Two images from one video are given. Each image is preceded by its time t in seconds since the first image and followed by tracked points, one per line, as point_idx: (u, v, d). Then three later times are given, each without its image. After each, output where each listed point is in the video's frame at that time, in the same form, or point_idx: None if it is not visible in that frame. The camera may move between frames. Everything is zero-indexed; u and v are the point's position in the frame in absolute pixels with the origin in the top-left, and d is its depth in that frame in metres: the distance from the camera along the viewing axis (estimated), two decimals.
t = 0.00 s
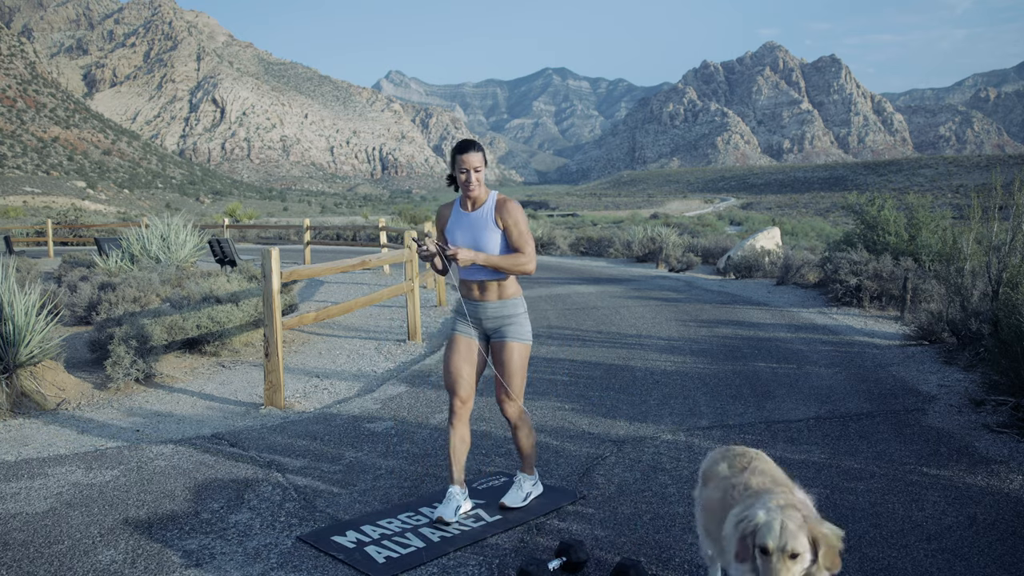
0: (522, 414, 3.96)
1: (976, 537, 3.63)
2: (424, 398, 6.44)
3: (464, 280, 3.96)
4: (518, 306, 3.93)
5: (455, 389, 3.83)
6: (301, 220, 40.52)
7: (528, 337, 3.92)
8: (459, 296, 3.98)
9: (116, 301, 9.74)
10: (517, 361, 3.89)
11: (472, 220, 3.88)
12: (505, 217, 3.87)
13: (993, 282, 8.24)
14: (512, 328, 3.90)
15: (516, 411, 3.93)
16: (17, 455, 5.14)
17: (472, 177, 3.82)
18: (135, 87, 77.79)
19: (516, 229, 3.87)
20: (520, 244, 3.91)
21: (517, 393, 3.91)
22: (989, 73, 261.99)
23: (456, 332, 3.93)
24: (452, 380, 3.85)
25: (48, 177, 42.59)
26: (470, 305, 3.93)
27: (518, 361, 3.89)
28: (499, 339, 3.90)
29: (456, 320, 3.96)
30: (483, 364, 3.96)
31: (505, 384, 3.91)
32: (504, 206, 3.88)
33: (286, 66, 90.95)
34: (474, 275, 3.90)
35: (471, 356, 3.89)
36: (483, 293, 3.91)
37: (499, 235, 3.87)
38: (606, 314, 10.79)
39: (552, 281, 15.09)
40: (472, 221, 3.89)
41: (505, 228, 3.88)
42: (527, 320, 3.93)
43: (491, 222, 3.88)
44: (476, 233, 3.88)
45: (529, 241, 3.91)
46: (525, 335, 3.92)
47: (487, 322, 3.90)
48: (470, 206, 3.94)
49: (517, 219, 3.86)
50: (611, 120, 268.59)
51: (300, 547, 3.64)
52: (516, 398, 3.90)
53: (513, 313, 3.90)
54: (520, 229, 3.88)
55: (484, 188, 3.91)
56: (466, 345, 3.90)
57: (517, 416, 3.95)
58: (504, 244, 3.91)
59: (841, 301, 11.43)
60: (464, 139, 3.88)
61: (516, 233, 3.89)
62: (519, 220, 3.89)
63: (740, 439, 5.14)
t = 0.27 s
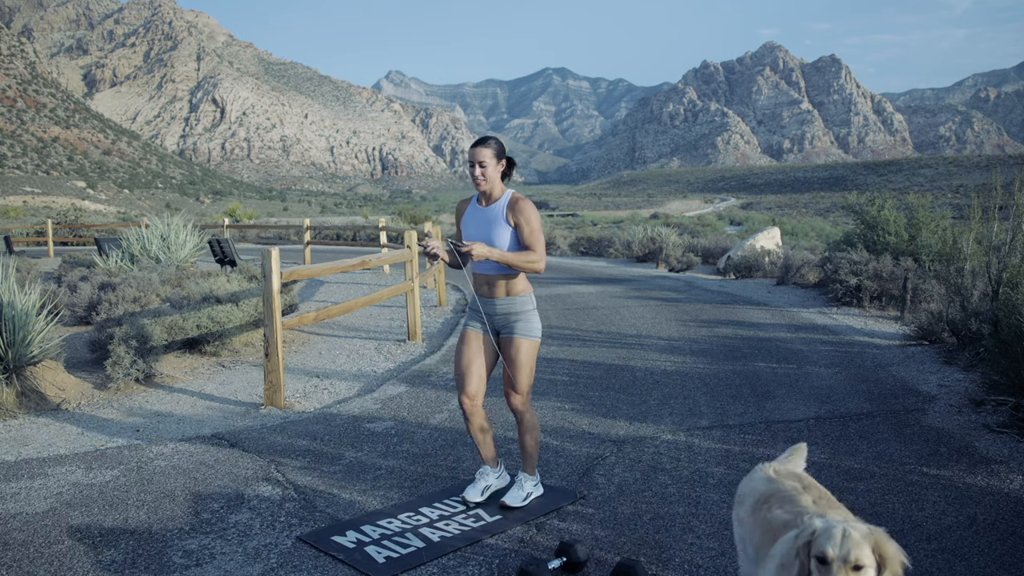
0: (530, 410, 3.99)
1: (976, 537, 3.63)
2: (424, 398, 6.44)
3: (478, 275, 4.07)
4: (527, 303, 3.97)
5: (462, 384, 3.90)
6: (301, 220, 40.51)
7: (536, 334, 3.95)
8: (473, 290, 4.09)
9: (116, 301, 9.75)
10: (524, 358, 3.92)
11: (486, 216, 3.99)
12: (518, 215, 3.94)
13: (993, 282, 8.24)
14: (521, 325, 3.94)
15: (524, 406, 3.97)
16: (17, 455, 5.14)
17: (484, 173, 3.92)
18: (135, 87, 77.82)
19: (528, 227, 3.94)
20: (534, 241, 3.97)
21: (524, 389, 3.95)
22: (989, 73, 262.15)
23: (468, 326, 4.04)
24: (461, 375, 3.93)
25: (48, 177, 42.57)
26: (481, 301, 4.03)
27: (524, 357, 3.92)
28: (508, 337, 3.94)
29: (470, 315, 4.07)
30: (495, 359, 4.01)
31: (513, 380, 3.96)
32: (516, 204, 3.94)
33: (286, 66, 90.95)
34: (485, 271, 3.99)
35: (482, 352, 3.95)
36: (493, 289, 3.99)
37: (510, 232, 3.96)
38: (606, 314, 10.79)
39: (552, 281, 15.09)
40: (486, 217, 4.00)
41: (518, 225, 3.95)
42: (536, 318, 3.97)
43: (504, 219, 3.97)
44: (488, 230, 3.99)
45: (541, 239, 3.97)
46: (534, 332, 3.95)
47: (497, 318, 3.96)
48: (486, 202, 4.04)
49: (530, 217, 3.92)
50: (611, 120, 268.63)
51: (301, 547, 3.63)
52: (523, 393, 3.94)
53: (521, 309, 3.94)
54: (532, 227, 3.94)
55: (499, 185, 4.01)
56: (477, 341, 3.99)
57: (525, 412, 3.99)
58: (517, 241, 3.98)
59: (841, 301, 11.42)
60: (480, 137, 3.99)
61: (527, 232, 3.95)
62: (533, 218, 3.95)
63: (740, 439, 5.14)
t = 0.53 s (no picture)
0: (528, 410, 3.99)
1: (977, 536, 3.63)
2: (424, 398, 6.44)
3: (476, 273, 4.07)
4: (522, 302, 3.94)
5: (473, 381, 4.07)
6: (301, 220, 40.52)
7: (532, 333, 3.95)
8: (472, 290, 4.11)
9: (116, 301, 9.74)
10: (520, 357, 3.92)
11: (484, 214, 4.00)
12: (517, 213, 3.95)
13: (993, 282, 8.24)
14: (517, 324, 3.94)
15: (521, 406, 3.97)
16: (17, 455, 5.14)
17: (480, 170, 3.96)
18: (135, 87, 77.91)
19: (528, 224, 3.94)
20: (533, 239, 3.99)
21: (520, 389, 3.95)
22: (989, 73, 262.38)
23: (467, 327, 4.07)
24: (471, 374, 4.09)
25: (48, 178, 42.57)
26: (478, 300, 4.03)
27: (520, 357, 3.92)
28: (504, 336, 3.94)
29: (468, 314, 4.10)
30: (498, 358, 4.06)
31: (510, 380, 3.96)
32: (516, 201, 3.95)
33: (286, 66, 90.98)
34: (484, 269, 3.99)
35: (484, 351, 4.03)
36: (491, 287, 3.99)
37: (510, 229, 3.96)
38: (606, 314, 10.80)
39: (552, 281, 15.10)
40: (484, 214, 4.01)
41: (517, 223, 3.96)
42: (533, 318, 3.96)
43: (505, 217, 3.97)
44: (486, 227, 3.99)
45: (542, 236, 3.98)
46: (531, 332, 3.95)
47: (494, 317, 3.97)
48: (485, 200, 4.06)
49: (529, 214, 3.93)
50: (611, 120, 268.57)
51: (301, 546, 3.64)
52: (519, 392, 3.93)
53: (516, 308, 3.93)
54: (532, 224, 3.95)
55: (498, 183, 4.03)
56: (477, 340, 4.05)
57: (523, 411, 4.00)
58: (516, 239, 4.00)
59: (841, 301, 11.42)
60: (479, 136, 4.04)
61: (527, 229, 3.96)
62: (532, 216, 3.96)
63: (740, 439, 5.14)
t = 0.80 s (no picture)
0: (527, 409, 4.02)
1: (977, 536, 3.63)
2: (424, 398, 6.44)
3: (472, 271, 4.07)
4: (518, 303, 3.96)
5: (473, 380, 4.12)
6: (301, 220, 40.55)
7: (529, 333, 3.95)
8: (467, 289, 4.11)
9: (116, 301, 9.74)
10: (518, 357, 3.93)
11: (479, 212, 4.00)
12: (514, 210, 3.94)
13: (993, 282, 8.24)
14: (514, 323, 3.95)
15: (520, 405, 3.99)
16: (17, 455, 5.14)
17: (474, 167, 3.96)
18: (135, 87, 77.98)
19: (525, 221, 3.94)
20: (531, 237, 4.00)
21: (519, 389, 3.97)
22: (989, 73, 262.69)
23: (463, 326, 4.09)
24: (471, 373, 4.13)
25: (48, 178, 42.60)
26: (474, 299, 4.03)
27: (517, 357, 3.93)
28: (501, 337, 3.96)
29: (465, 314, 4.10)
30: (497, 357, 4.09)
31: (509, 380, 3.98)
32: (512, 198, 3.95)
33: (286, 66, 91.05)
34: (480, 267, 4.00)
35: (481, 352, 4.05)
36: (486, 287, 4.00)
37: (505, 228, 3.96)
38: (606, 314, 10.80)
39: (552, 281, 15.09)
40: (477, 211, 4.01)
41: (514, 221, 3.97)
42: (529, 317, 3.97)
43: (501, 217, 3.96)
44: (481, 225, 3.98)
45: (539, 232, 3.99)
46: (528, 331, 3.96)
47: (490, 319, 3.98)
48: (479, 197, 4.05)
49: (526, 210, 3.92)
50: (611, 120, 268.74)
51: (301, 547, 3.64)
52: (518, 391, 3.95)
53: (510, 308, 3.93)
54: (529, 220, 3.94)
55: (492, 180, 4.02)
56: (474, 340, 4.08)
57: (523, 410, 4.02)
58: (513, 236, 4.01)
59: (841, 301, 11.42)
60: (472, 134, 4.05)
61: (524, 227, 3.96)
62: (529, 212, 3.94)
63: (740, 439, 5.14)
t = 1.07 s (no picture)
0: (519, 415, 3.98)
1: (977, 536, 3.63)
2: (424, 398, 6.44)
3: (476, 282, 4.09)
4: (525, 307, 3.99)
5: (459, 385, 4.00)
6: (301, 220, 40.56)
7: (532, 338, 3.98)
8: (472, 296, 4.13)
9: (116, 301, 9.74)
10: (518, 360, 3.92)
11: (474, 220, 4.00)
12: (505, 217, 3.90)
13: (993, 282, 8.24)
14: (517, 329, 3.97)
15: (508, 412, 3.92)
16: (17, 455, 5.14)
17: (472, 175, 4.00)
18: (135, 87, 78.03)
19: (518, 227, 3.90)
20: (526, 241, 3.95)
21: (511, 395, 3.91)
22: (989, 73, 262.90)
23: (469, 328, 4.09)
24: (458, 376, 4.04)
25: (48, 177, 42.59)
26: (481, 306, 4.06)
27: (515, 362, 3.92)
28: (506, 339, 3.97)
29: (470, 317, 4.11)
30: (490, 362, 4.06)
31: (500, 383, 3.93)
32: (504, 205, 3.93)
33: (286, 66, 91.09)
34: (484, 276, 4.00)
35: (479, 355, 4.03)
36: (492, 294, 4.01)
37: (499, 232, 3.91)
38: (606, 314, 10.79)
39: (552, 281, 15.09)
40: (473, 219, 4.00)
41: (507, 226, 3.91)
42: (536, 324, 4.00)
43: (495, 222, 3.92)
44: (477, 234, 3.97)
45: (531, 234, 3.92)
46: (530, 337, 3.97)
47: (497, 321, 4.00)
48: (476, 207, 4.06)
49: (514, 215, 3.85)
50: (611, 120, 268.80)
51: (300, 547, 3.64)
52: (509, 397, 3.89)
53: (521, 313, 3.96)
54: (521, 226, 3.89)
55: (490, 187, 4.04)
56: (470, 345, 4.06)
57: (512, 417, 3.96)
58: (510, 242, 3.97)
59: (841, 301, 11.41)
60: (470, 143, 4.10)
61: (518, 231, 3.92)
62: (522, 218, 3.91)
63: (740, 439, 5.14)
